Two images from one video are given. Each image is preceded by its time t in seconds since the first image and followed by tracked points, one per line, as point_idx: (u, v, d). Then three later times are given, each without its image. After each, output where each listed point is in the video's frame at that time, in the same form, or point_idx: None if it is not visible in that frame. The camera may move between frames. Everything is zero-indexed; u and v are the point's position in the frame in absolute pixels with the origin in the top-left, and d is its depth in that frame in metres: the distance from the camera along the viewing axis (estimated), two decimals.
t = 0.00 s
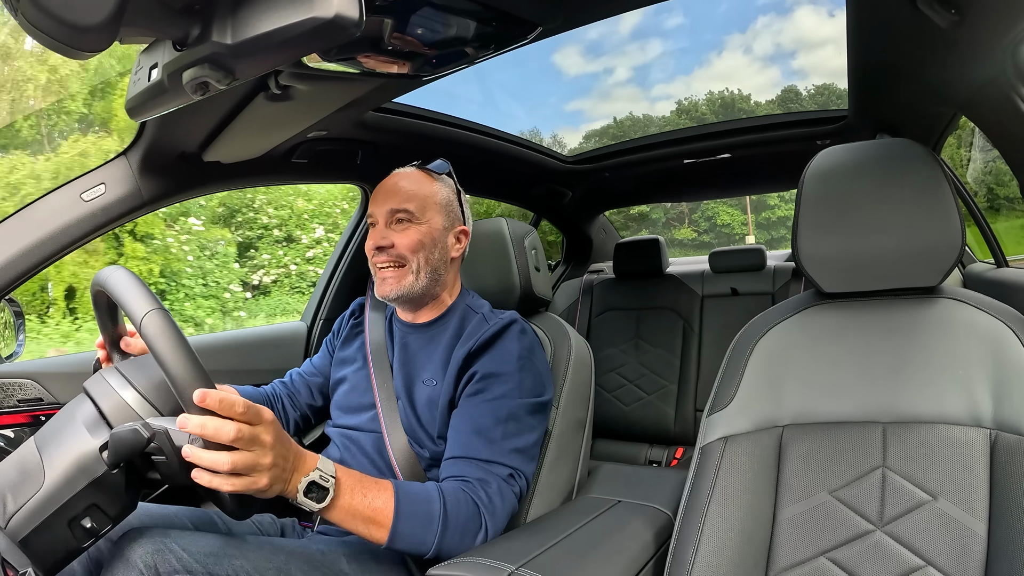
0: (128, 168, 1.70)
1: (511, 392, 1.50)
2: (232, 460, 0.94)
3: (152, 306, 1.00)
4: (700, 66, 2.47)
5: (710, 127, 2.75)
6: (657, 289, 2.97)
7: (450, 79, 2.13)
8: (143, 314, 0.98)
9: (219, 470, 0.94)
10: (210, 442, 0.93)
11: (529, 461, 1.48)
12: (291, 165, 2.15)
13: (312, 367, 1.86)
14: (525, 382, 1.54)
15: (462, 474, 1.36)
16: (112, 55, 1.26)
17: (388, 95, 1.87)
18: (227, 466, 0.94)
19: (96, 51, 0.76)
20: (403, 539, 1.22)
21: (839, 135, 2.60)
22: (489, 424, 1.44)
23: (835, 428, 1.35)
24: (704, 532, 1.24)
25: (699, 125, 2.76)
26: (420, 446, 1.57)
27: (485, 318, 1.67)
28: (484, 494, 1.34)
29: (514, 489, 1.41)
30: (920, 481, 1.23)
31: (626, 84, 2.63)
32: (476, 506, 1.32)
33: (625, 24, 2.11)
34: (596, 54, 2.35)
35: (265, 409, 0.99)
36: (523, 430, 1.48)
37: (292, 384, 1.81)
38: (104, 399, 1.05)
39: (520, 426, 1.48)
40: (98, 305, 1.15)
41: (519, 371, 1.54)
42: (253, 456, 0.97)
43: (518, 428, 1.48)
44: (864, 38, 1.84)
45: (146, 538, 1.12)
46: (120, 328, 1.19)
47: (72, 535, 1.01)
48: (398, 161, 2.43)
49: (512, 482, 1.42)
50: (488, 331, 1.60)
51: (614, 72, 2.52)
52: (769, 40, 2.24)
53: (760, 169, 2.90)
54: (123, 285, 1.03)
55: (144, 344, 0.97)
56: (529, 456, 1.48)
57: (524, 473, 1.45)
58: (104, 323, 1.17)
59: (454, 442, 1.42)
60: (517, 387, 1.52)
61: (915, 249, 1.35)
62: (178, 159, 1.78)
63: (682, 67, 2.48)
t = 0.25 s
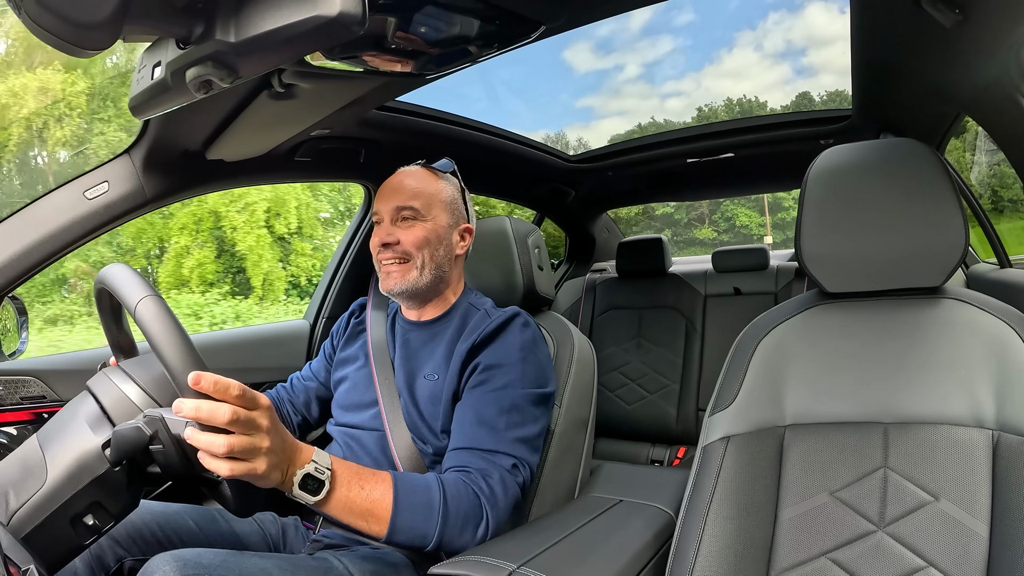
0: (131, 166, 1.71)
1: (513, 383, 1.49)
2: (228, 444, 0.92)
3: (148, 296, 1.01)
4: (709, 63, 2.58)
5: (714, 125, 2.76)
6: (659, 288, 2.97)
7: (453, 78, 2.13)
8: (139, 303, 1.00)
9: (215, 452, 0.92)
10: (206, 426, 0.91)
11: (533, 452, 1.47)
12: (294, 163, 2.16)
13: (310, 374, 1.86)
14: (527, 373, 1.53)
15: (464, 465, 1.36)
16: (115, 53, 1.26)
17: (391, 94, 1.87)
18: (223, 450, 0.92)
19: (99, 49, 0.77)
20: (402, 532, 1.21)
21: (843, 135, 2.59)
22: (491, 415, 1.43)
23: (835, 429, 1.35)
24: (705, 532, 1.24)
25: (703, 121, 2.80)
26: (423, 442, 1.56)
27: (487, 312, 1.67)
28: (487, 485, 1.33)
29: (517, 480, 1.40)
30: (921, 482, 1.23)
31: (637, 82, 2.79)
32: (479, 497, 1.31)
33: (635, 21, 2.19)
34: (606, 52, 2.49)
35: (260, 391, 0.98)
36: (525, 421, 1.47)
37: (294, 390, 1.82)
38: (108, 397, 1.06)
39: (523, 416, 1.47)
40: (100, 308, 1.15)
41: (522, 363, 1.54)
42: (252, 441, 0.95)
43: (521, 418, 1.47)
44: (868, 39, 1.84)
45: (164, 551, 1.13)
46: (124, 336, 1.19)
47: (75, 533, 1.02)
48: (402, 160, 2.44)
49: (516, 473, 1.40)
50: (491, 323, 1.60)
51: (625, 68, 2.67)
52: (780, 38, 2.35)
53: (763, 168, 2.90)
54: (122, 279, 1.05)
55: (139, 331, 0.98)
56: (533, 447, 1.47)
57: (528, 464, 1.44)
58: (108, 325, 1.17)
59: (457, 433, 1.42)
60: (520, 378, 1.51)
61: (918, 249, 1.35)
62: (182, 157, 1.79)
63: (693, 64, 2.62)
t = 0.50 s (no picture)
0: (135, 165, 1.71)
1: (522, 363, 1.48)
2: (227, 437, 0.93)
3: (148, 291, 1.02)
4: (718, 61, 2.66)
5: (719, 121, 2.76)
6: (664, 284, 2.96)
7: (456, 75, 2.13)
8: (139, 297, 1.01)
9: (215, 446, 0.93)
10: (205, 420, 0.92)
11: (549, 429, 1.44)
12: (298, 161, 2.16)
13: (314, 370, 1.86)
14: (536, 354, 1.52)
15: (482, 444, 1.33)
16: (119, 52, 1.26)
17: (394, 91, 1.87)
18: (222, 443, 0.93)
19: (103, 48, 0.77)
20: (422, 512, 1.18)
21: (848, 130, 2.58)
22: (504, 393, 1.41)
23: (839, 426, 1.35)
24: (710, 528, 1.24)
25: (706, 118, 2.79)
26: (428, 433, 1.56)
27: (493, 305, 1.67)
28: (506, 459, 1.30)
29: (537, 453, 1.37)
30: (926, 478, 1.23)
31: (646, 79, 2.85)
32: (499, 470, 1.28)
33: (644, 18, 2.21)
34: (616, 49, 2.49)
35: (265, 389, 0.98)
36: (538, 399, 1.45)
37: (298, 389, 1.83)
38: (113, 395, 1.06)
39: (536, 395, 1.45)
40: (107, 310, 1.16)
41: (529, 345, 1.52)
42: (251, 432, 0.95)
43: (534, 396, 1.45)
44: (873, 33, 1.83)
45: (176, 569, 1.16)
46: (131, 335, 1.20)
47: (81, 530, 1.04)
48: (405, 158, 2.44)
49: (535, 447, 1.37)
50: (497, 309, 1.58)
51: (635, 65, 2.72)
52: (789, 33, 2.37)
53: (768, 164, 2.89)
54: (122, 277, 1.06)
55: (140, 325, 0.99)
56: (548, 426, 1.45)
57: (547, 438, 1.41)
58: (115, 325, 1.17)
59: (470, 415, 1.40)
60: (529, 359, 1.50)
61: (921, 246, 1.35)
62: (186, 156, 1.79)
63: (701, 61, 2.67)
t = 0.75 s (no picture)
0: (138, 165, 1.72)
1: (527, 364, 1.47)
2: (229, 437, 0.94)
3: (152, 289, 1.03)
4: (724, 58, 2.58)
5: (721, 117, 2.76)
6: (667, 281, 2.96)
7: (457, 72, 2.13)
8: (142, 296, 1.01)
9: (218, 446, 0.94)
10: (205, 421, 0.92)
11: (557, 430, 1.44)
12: (300, 160, 2.16)
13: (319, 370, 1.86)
14: (541, 354, 1.52)
15: (494, 443, 1.32)
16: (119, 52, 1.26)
17: (396, 89, 1.87)
18: (224, 442, 0.93)
19: (104, 49, 0.77)
20: (435, 510, 1.18)
21: (850, 125, 2.57)
22: (512, 393, 1.40)
23: (843, 422, 1.34)
24: (714, 524, 1.24)
25: (707, 116, 2.78)
26: (430, 430, 1.56)
27: (497, 302, 1.67)
28: (519, 460, 1.30)
29: (547, 454, 1.37)
30: (931, 473, 1.22)
31: (653, 77, 2.77)
32: (512, 471, 1.28)
33: (650, 16, 2.23)
34: (622, 46, 2.48)
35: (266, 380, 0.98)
36: (545, 400, 1.45)
37: (304, 388, 1.82)
38: (116, 395, 1.06)
39: (542, 395, 1.45)
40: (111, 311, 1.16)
41: (533, 344, 1.52)
42: (251, 427, 0.96)
43: (541, 397, 1.44)
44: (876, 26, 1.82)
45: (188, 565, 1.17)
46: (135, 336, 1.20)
47: (86, 530, 1.04)
48: (407, 156, 2.44)
49: (546, 448, 1.38)
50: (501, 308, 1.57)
51: (639, 64, 2.66)
52: (797, 31, 2.35)
53: (771, 159, 2.88)
54: (127, 275, 1.06)
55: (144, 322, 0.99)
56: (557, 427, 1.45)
57: (555, 440, 1.41)
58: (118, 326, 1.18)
59: (478, 414, 1.39)
60: (534, 359, 1.49)
61: (925, 241, 1.34)
62: (188, 156, 1.80)
63: (708, 58, 2.60)
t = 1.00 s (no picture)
0: (139, 165, 1.72)
1: (529, 365, 1.47)
2: (231, 435, 0.93)
3: (154, 289, 1.03)
4: (730, 57, 2.46)
5: (723, 117, 2.76)
6: (669, 281, 2.96)
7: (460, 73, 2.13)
8: (145, 295, 1.01)
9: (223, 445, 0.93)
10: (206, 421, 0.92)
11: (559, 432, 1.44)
12: (302, 160, 2.16)
13: (320, 372, 1.87)
14: (542, 356, 1.52)
15: (497, 444, 1.32)
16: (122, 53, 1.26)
17: (398, 90, 1.87)
18: (228, 440, 0.93)
19: (107, 49, 0.77)
20: (438, 509, 1.18)
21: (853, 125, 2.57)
22: (514, 395, 1.40)
23: (845, 423, 1.34)
24: (715, 525, 1.24)
25: (710, 116, 2.78)
26: (431, 431, 1.56)
27: (499, 304, 1.67)
28: (522, 460, 1.30)
29: (549, 456, 1.37)
30: (932, 474, 1.22)
31: (657, 76, 2.65)
32: (515, 473, 1.28)
33: (656, 14, 2.18)
34: (627, 45, 2.38)
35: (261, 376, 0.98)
36: (547, 401, 1.45)
37: (305, 389, 1.83)
38: (119, 395, 1.07)
39: (544, 397, 1.45)
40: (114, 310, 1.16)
41: (535, 346, 1.52)
42: (252, 424, 0.96)
43: (542, 398, 1.44)
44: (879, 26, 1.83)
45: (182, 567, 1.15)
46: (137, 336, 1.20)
47: (88, 530, 1.04)
48: (409, 156, 2.44)
49: (547, 449, 1.38)
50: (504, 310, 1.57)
51: (646, 62, 2.54)
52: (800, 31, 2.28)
53: (773, 160, 2.88)
54: (129, 274, 1.06)
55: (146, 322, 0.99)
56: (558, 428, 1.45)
57: (557, 442, 1.42)
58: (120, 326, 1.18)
59: (480, 415, 1.39)
60: (536, 360, 1.49)
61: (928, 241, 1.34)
62: (189, 156, 1.79)
63: (714, 58, 2.47)
